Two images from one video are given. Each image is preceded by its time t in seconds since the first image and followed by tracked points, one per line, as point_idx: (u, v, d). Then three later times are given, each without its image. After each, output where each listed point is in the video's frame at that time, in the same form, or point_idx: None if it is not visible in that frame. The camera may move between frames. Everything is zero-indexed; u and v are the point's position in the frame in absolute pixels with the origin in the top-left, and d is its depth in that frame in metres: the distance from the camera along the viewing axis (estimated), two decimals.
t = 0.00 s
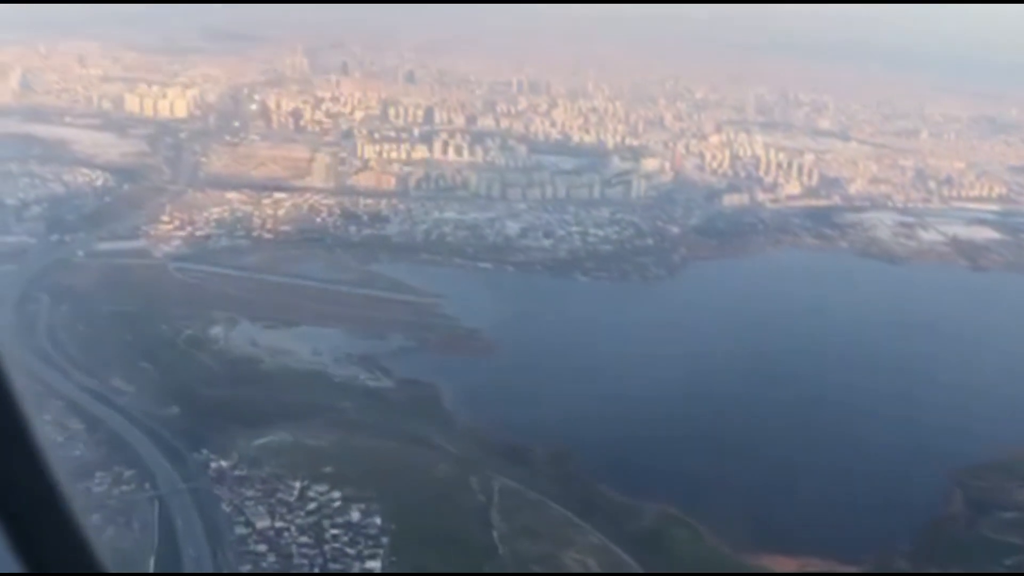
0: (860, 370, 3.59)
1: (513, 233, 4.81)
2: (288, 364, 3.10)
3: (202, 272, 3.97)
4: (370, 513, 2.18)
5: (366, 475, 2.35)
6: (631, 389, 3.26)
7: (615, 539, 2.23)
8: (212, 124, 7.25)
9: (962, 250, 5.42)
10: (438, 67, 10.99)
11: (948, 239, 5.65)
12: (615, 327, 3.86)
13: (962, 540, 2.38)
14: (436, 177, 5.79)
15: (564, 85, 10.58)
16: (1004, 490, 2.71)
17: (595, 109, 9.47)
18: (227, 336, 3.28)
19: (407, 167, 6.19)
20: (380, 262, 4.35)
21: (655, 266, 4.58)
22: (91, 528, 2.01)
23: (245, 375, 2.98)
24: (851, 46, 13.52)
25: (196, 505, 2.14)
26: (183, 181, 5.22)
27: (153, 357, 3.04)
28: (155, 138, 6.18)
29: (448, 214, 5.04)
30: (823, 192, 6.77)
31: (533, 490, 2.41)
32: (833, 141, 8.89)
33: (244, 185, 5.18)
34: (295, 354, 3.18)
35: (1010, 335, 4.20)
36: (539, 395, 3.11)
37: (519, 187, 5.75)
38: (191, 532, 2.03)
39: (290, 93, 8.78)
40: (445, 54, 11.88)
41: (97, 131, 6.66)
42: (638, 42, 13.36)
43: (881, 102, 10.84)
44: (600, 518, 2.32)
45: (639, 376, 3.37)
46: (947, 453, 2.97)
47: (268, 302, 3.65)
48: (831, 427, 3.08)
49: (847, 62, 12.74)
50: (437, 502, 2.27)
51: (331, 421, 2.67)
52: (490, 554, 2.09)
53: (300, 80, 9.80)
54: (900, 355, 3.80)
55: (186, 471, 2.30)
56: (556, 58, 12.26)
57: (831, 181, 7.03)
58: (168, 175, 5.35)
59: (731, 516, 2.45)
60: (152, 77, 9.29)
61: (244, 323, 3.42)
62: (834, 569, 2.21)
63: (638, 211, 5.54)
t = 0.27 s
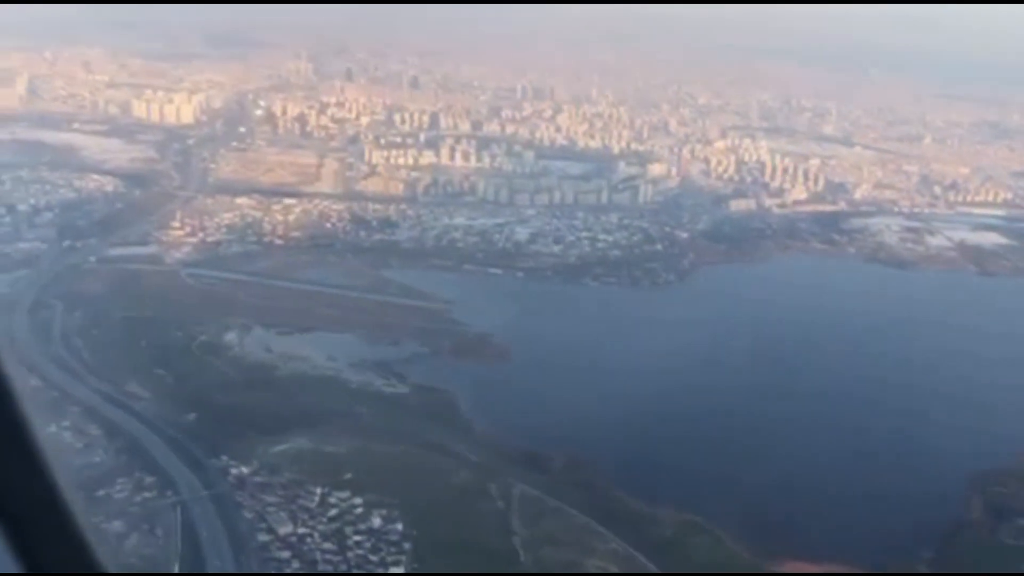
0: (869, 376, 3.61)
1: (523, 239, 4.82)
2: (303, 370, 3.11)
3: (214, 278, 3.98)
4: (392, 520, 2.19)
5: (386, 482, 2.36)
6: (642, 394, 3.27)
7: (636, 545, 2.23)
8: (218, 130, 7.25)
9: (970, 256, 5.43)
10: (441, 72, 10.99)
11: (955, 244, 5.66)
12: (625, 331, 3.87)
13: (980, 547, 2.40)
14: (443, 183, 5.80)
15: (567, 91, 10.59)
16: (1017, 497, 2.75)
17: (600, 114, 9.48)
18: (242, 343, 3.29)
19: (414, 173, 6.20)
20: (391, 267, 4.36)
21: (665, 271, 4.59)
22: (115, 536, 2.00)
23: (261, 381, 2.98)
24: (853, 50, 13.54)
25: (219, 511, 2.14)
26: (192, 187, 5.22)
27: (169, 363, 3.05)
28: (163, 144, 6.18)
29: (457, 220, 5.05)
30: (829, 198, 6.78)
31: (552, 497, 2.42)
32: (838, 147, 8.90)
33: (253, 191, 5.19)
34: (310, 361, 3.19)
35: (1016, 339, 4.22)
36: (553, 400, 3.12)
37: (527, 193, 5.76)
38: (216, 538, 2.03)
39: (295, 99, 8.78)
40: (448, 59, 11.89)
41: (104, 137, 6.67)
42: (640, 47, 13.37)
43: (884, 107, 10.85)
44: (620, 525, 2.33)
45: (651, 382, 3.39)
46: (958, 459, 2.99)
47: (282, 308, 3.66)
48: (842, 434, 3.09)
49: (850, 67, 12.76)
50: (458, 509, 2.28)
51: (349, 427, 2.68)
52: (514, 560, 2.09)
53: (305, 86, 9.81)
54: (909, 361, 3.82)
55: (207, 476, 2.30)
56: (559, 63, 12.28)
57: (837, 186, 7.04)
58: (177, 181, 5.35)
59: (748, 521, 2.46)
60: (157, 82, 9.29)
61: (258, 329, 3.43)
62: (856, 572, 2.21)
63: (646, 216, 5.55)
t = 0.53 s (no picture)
0: (876, 377, 3.60)
1: (531, 239, 4.81)
2: (316, 371, 3.10)
3: (223, 278, 3.97)
4: (410, 520, 2.18)
5: (403, 483, 2.35)
6: (651, 393, 3.27)
7: (654, 544, 2.22)
8: (223, 130, 7.23)
9: (978, 255, 5.41)
10: (444, 73, 10.97)
11: (963, 244, 5.65)
12: (632, 331, 3.87)
13: (998, 547, 2.38)
14: (450, 184, 5.78)
15: (571, 91, 10.56)
16: None
17: (605, 114, 9.46)
18: (254, 343, 3.28)
19: (421, 173, 6.18)
20: (400, 267, 4.35)
21: (674, 271, 4.58)
22: (135, 537, 2.02)
23: (275, 381, 2.98)
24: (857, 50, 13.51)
25: (238, 513, 2.14)
26: (199, 187, 5.21)
27: (183, 363, 3.04)
28: (169, 145, 6.17)
29: (465, 220, 5.04)
30: (836, 198, 6.76)
31: (569, 497, 2.41)
32: (843, 147, 8.88)
33: (260, 191, 5.18)
34: (323, 361, 3.19)
35: None
36: (563, 400, 3.12)
37: (534, 193, 5.74)
38: (236, 539, 2.03)
39: (300, 99, 8.77)
40: (451, 60, 11.87)
41: (110, 137, 6.65)
42: (644, 48, 13.35)
43: (889, 106, 10.82)
44: (637, 524, 2.32)
45: (658, 381, 3.39)
46: (966, 460, 2.98)
47: (292, 308, 3.66)
48: (851, 435, 3.09)
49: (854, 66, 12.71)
50: (476, 509, 2.27)
51: (364, 427, 2.68)
52: (533, 559, 2.08)
53: (309, 87, 9.78)
54: (915, 361, 3.81)
55: (225, 478, 2.30)
56: (562, 63, 12.25)
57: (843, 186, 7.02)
58: (184, 181, 5.34)
59: (760, 521, 2.46)
60: (161, 82, 9.28)
61: (270, 329, 3.43)
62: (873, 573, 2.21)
63: (654, 216, 5.54)
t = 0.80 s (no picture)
0: (878, 378, 3.62)
1: (542, 239, 4.83)
2: (334, 371, 3.12)
3: (236, 279, 3.99)
4: (433, 521, 2.20)
5: (424, 484, 2.37)
6: (656, 393, 3.29)
7: (675, 547, 2.24)
8: (231, 129, 7.25)
9: (986, 256, 5.43)
10: (449, 73, 10.99)
11: (970, 244, 5.67)
12: (636, 331, 3.89)
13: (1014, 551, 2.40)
14: (459, 185, 5.81)
15: (576, 91, 10.58)
16: None
17: (610, 114, 9.48)
18: (270, 344, 3.30)
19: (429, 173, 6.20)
20: (412, 268, 4.37)
21: (684, 272, 4.60)
22: (160, 538, 2.02)
23: (293, 382, 2.99)
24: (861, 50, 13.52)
25: (263, 511, 2.15)
26: (210, 187, 5.23)
27: (200, 364, 3.06)
28: (178, 145, 6.19)
29: (475, 221, 5.06)
30: (842, 198, 6.78)
31: (589, 499, 2.43)
32: (848, 147, 8.90)
33: (271, 192, 5.20)
34: (339, 362, 3.21)
35: None
36: (570, 400, 3.14)
37: (543, 194, 5.76)
38: (262, 539, 2.04)
39: (306, 99, 8.78)
40: (455, 61, 11.89)
41: (119, 137, 6.67)
42: (647, 49, 13.36)
43: (893, 105, 10.83)
44: (657, 526, 2.34)
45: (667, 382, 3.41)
46: (969, 460, 3.00)
47: (307, 309, 3.68)
48: (855, 436, 3.11)
49: (858, 66, 12.73)
50: (497, 510, 2.29)
51: (383, 427, 2.70)
52: (556, 561, 2.10)
53: (314, 87, 9.80)
54: (918, 363, 3.83)
55: (248, 477, 2.31)
56: (566, 63, 12.27)
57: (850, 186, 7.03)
58: (195, 182, 5.36)
59: (768, 520, 2.48)
60: (167, 82, 9.29)
61: (285, 330, 3.45)
62: None
63: (663, 217, 5.56)
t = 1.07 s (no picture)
0: (881, 378, 3.62)
1: (551, 240, 4.82)
2: (347, 373, 3.12)
3: (246, 279, 3.99)
4: (453, 522, 2.19)
5: (441, 485, 2.36)
6: (660, 392, 3.29)
7: (696, 548, 2.23)
8: (238, 130, 7.24)
9: (995, 257, 5.42)
10: (453, 75, 10.98)
11: (979, 245, 5.66)
12: (640, 330, 3.89)
13: None
14: (467, 186, 5.80)
15: (580, 91, 10.57)
16: None
17: (614, 114, 9.47)
18: (283, 345, 3.29)
19: (437, 174, 6.19)
20: (422, 269, 4.36)
21: (694, 272, 4.59)
22: (181, 539, 2.03)
23: (308, 383, 2.99)
24: (865, 50, 13.51)
25: (281, 514, 2.15)
26: (218, 188, 5.23)
27: (215, 365, 3.05)
28: (185, 146, 6.18)
29: (485, 222, 5.05)
30: (849, 199, 6.77)
31: (607, 500, 2.43)
32: (853, 149, 8.89)
33: (280, 193, 5.19)
34: (353, 363, 3.21)
35: None
36: (576, 399, 3.14)
37: (551, 195, 5.76)
38: (281, 542, 2.04)
39: (312, 100, 8.78)
40: (459, 62, 11.88)
41: (125, 137, 6.66)
42: (650, 50, 13.36)
43: (899, 105, 10.82)
44: (676, 527, 2.33)
45: (673, 381, 3.40)
46: (973, 460, 3.00)
47: (319, 310, 3.67)
48: (859, 436, 3.11)
49: (863, 66, 12.72)
50: (515, 511, 2.28)
51: (398, 430, 2.69)
52: (575, 561, 2.09)
53: (318, 87, 9.79)
54: (920, 363, 3.84)
55: (266, 480, 2.31)
56: (570, 63, 12.25)
57: (857, 187, 7.03)
58: (203, 183, 5.36)
59: (777, 519, 2.48)
60: (172, 83, 9.28)
61: (298, 331, 3.44)
62: None
63: (672, 218, 5.55)
